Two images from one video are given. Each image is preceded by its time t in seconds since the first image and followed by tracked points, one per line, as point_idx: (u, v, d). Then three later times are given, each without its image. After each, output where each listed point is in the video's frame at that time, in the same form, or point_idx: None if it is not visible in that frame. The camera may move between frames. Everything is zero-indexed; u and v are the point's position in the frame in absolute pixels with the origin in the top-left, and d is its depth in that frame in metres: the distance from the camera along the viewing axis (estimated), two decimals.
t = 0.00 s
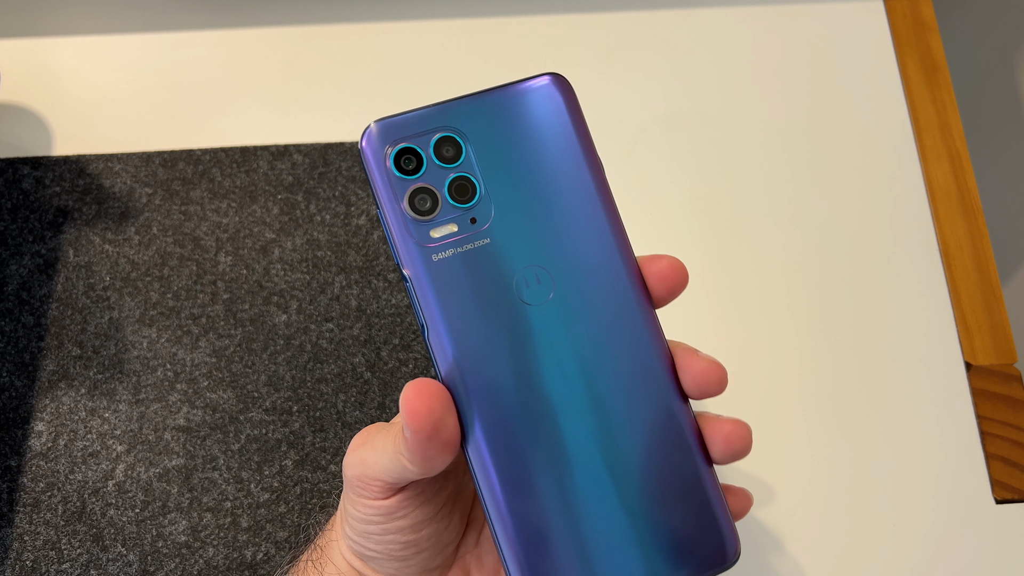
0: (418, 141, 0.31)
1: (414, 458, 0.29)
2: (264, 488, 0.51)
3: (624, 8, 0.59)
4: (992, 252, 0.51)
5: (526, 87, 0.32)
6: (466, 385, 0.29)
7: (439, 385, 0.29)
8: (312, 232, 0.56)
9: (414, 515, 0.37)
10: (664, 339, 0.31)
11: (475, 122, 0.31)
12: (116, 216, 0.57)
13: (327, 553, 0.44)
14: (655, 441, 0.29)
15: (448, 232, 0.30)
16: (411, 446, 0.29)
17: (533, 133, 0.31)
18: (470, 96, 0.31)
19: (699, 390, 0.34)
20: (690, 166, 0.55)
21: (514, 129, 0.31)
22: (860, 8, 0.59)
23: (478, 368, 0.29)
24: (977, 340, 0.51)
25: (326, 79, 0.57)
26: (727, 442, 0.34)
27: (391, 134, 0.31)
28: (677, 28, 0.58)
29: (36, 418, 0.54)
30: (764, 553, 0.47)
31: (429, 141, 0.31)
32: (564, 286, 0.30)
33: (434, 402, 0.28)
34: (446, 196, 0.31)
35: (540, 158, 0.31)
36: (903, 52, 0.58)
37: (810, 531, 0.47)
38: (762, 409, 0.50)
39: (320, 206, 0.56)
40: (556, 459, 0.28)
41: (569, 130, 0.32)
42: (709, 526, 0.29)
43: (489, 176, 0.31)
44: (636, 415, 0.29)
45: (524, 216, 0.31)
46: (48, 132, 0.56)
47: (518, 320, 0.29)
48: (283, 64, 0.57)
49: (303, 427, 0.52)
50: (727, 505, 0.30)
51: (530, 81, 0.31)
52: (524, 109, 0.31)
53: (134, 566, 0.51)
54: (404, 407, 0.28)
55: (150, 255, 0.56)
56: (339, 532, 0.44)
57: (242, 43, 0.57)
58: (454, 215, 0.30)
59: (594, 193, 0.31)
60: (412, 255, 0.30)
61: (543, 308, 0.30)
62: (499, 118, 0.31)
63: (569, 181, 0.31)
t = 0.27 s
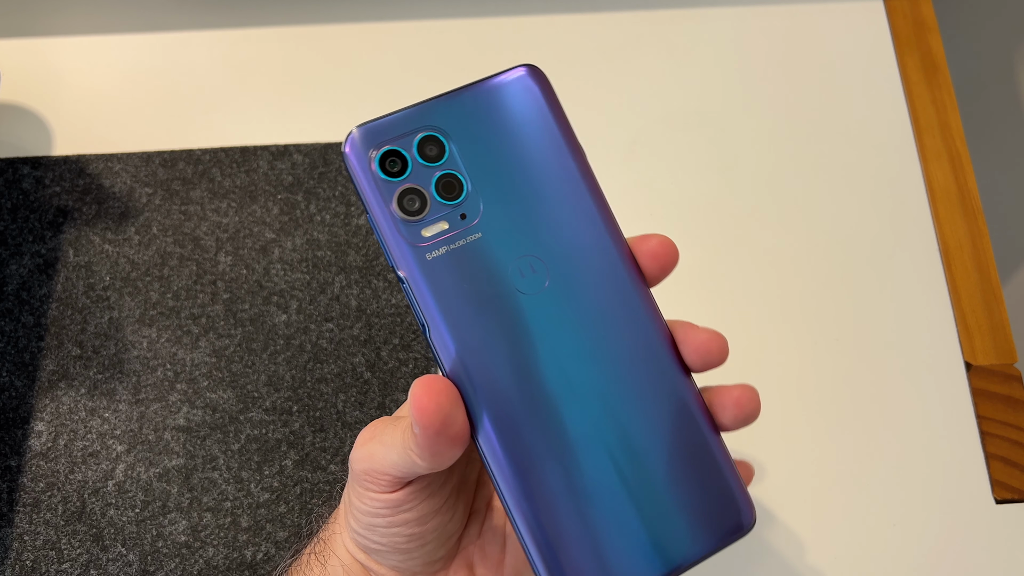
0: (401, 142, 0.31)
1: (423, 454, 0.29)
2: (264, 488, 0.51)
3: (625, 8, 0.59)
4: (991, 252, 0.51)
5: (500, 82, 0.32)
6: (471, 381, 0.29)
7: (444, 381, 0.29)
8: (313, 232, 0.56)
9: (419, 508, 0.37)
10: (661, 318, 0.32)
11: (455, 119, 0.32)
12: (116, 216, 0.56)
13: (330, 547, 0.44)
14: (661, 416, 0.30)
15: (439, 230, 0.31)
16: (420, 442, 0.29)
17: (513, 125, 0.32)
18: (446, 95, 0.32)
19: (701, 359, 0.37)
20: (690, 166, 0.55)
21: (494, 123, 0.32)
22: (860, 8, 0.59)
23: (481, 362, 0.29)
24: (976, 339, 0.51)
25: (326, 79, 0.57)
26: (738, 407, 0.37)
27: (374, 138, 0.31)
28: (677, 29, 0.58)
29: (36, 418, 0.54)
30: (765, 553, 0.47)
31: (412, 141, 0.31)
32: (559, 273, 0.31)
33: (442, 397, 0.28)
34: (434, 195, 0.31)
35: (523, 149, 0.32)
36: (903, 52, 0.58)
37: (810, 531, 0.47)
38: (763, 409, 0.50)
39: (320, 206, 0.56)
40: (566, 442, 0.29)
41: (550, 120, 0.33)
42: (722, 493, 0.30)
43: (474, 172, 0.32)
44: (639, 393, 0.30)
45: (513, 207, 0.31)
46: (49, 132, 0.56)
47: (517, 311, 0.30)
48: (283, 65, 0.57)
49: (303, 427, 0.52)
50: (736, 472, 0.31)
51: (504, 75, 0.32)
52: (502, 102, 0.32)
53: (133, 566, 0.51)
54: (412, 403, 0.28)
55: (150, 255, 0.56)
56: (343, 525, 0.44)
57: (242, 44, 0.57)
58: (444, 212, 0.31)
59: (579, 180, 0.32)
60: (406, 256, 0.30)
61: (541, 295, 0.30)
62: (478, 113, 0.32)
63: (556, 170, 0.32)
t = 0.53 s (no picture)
0: (389, 143, 0.32)
1: (426, 449, 0.29)
2: (264, 488, 0.51)
3: (625, 8, 0.59)
4: (992, 251, 0.51)
5: (482, 80, 0.33)
6: (470, 376, 0.29)
7: (445, 377, 0.29)
8: (313, 232, 0.56)
9: (422, 504, 0.37)
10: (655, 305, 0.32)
11: (440, 118, 0.32)
12: (116, 216, 0.56)
13: (331, 544, 0.44)
14: (660, 401, 0.30)
15: (431, 227, 0.31)
16: (422, 439, 0.28)
17: (499, 121, 0.32)
18: (430, 95, 0.32)
19: (698, 342, 0.37)
20: (690, 167, 0.55)
21: (479, 120, 0.32)
22: (860, 9, 0.59)
23: (478, 356, 0.29)
24: (976, 339, 0.51)
25: (326, 79, 0.57)
26: (730, 389, 0.38)
27: (361, 140, 0.31)
28: (677, 29, 0.58)
29: (36, 418, 0.54)
30: (764, 553, 0.47)
31: (399, 141, 0.32)
32: (553, 265, 0.31)
33: (444, 394, 0.28)
34: (423, 193, 0.31)
35: (510, 144, 0.32)
36: (903, 52, 0.58)
37: (810, 531, 0.47)
38: (763, 409, 0.50)
39: (320, 206, 0.56)
40: (567, 431, 0.29)
41: (534, 114, 0.33)
42: (725, 475, 0.30)
43: (462, 169, 0.32)
44: (636, 380, 0.30)
45: (504, 201, 0.31)
46: (49, 132, 0.56)
47: (512, 304, 0.30)
48: (283, 65, 0.57)
49: (303, 427, 0.52)
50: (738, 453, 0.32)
51: (486, 73, 0.33)
52: (487, 99, 0.33)
53: (133, 566, 0.51)
54: (414, 400, 0.28)
55: (150, 255, 0.56)
56: (343, 521, 0.44)
57: (242, 44, 0.57)
58: (435, 210, 0.31)
59: (567, 171, 0.33)
60: (399, 255, 0.30)
61: (536, 286, 0.30)
62: (463, 111, 0.32)
63: (545, 162, 0.32)
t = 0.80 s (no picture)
0: (383, 146, 0.32)
1: (421, 454, 0.29)
2: (264, 488, 0.51)
3: (625, 8, 0.59)
4: (991, 252, 0.51)
5: (476, 83, 0.33)
6: (466, 380, 0.29)
7: (440, 382, 0.29)
8: (312, 232, 0.56)
9: (420, 507, 0.37)
10: (650, 307, 0.32)
11: (434, 121, 0.32)
12: (116, 216, 0.56)
13: (329, 547, 0.44)
14: (655, 403, 0.30)
15: (425, 231, 0.31)
16: (418, 444, 0.28)
17: (493, 124, 0.33)
18: (423, 98, 0.32)
19: (694, 344, 0.37)
20: (690, 167, 0.55)
21: (473, 123, 0.32)
22: (859, 8, 0.59)
23: (474, 360, 0.29)
24: (976, 340, 0.51)
25: (326, 79, 0.57)
26: (721, 398, 0.38)
27: (354, 143, 0.31)
28: (677, 29, 0.58)
29: (36, 418, 0.54)
30: (764, 552, 0.47)
31: (393, 144, 0.32)
32: (547, 267, 0.31)
33: (439, 400, 0.28)
34: (418, 197, 0.31)
35: (505, 147, 0.32)
36: (903, 52, 0.58)
37: (810, 531, 0.47)
38: (763, 409, 0.50)
39: (320, 206, 0.56)
40: (562, 434, 0.29)
41: (529, 116, 0.33)
42: (721, 476, 0.30)
43: (457, 172, 0.32)
44: (631, 382, 0.30)
45: (498, 203, 0.31)
46: (49, 132, 0.56)
47: (507, 307, 0.30)
48: (284, 64, 0.57)
49: (303, 427, 0.52)
50: (734, 454, 0.32)
51: (480, 75, 0.33)
52: (480, 101, 0.33)
53: (133, 566, 0.51)
54: (409, 407, 0.28)
55: (150, 255, 0.56)
56: (340, 524, 0.44)
57: (242, 43, 0.57)
58: (429, 213, 0.31)
59: (561, 174, 0.33)
60: (393, 259, 0.30)
61: (530, 288, 0.30)
62: (457, 114, 0.32)
63: (539, 165, 0.32)
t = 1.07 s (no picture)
0: (387, 145, 0.32)
1: (425, 453, 0.29)
2: (264, 488, 0.51)
3: (624, 9, 0.59)
4: (991, 252, 0.51)
5: (480, 83, 0.33)
6: (469, 378, 0.29)
7: (444, 381, 0.29)
8: (312, 232, 0.56)
9: (422, 506, 0.37)
10: (651, 307, 0.32)
11: (437, 121, 0.32)
12: (116, 216, 0.56)
13: (329, 546, 0.44)
14: (656, 403, 0.30)
15: (429, 230, 0.31)
16: (422, 442, 0.28)
17: (496, 124, 0.33)
18: (428, 97, 0.32)
19: (695, 344, 0.37)
20: (690, 167, 0.55)
21: (476, 122, 0.32)
22: (859, 9, 0.59)
23: (477, 358, 0.29)
24: (976, 339, 0.51)
25: (326, 79, 0.57)
26: (720, 397, 0.38)
27: (359, 142, 0.31)
28: (676, 29, 0.58)
29: (36, 418, 0.54)
30: (765, 553, 0.47)
31: (398, 143, 0.32)
32: (550, 266, 0.31)
33: (443, 397, 0.28)
34: (422, 195, 0.31)
35: (507, 147, 0.32)
36: (903, 52, 0.58)
37: (811, 531, 0.47)
38: (763, 408, 0.50)
39: (320, 206, 0.56)
40: (564, 433, 0.29)
41: (531, 117, 0.33)
42: (722, 476, 0.30)
43: (460, 172, 0.32)
44: (632, 382, 0.30)
45: (501, 203, 0.31)
46: (49, 132, 0.56)
47: (510, 306, 0.30)
48: (284, 65, 0.57)
49: (303, 427, 0.52)
50: (734, 454, 0.32)
51: (484, 76, 0.33)
52: (484, 101, 0.33)
53: (133, 566, 0.51)
54: (412, 405, 0.28)
55: (150, 255, 0.56)
56: (341, 524, 0.44)
57: (242, 44, 0.57)
58: (433, 212, 0.31)
59: (563, 173, 0.33)
60: (397, 257, 0.30)
61: (532, 288, 0.30)
62: (461, 114, 0.32)
63: (542, 165, 0.33)
